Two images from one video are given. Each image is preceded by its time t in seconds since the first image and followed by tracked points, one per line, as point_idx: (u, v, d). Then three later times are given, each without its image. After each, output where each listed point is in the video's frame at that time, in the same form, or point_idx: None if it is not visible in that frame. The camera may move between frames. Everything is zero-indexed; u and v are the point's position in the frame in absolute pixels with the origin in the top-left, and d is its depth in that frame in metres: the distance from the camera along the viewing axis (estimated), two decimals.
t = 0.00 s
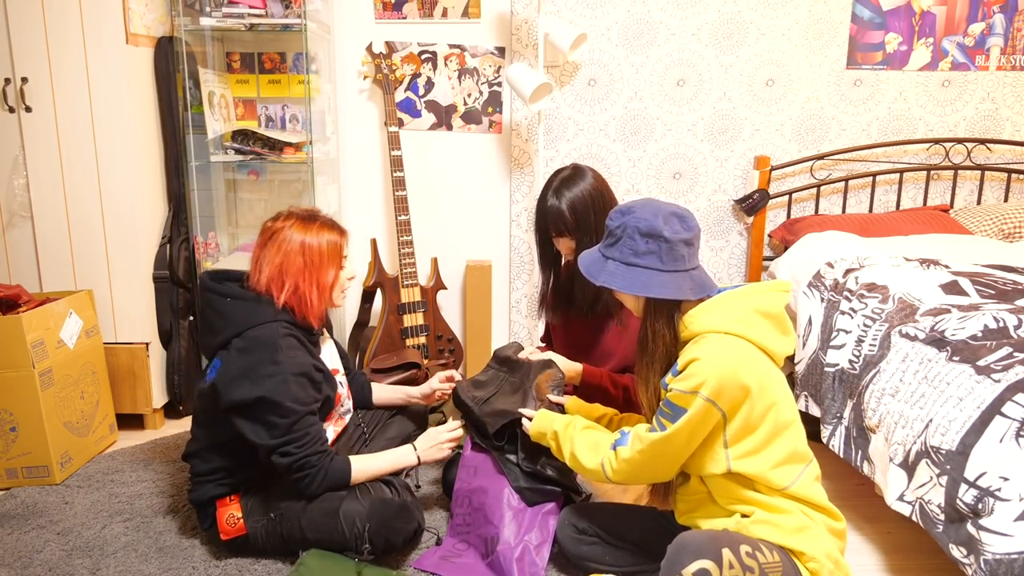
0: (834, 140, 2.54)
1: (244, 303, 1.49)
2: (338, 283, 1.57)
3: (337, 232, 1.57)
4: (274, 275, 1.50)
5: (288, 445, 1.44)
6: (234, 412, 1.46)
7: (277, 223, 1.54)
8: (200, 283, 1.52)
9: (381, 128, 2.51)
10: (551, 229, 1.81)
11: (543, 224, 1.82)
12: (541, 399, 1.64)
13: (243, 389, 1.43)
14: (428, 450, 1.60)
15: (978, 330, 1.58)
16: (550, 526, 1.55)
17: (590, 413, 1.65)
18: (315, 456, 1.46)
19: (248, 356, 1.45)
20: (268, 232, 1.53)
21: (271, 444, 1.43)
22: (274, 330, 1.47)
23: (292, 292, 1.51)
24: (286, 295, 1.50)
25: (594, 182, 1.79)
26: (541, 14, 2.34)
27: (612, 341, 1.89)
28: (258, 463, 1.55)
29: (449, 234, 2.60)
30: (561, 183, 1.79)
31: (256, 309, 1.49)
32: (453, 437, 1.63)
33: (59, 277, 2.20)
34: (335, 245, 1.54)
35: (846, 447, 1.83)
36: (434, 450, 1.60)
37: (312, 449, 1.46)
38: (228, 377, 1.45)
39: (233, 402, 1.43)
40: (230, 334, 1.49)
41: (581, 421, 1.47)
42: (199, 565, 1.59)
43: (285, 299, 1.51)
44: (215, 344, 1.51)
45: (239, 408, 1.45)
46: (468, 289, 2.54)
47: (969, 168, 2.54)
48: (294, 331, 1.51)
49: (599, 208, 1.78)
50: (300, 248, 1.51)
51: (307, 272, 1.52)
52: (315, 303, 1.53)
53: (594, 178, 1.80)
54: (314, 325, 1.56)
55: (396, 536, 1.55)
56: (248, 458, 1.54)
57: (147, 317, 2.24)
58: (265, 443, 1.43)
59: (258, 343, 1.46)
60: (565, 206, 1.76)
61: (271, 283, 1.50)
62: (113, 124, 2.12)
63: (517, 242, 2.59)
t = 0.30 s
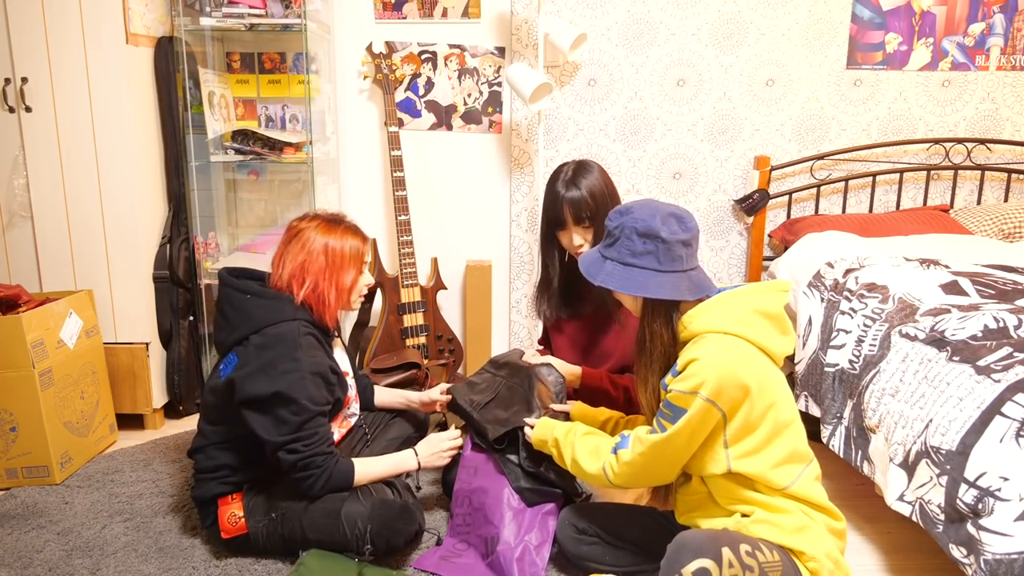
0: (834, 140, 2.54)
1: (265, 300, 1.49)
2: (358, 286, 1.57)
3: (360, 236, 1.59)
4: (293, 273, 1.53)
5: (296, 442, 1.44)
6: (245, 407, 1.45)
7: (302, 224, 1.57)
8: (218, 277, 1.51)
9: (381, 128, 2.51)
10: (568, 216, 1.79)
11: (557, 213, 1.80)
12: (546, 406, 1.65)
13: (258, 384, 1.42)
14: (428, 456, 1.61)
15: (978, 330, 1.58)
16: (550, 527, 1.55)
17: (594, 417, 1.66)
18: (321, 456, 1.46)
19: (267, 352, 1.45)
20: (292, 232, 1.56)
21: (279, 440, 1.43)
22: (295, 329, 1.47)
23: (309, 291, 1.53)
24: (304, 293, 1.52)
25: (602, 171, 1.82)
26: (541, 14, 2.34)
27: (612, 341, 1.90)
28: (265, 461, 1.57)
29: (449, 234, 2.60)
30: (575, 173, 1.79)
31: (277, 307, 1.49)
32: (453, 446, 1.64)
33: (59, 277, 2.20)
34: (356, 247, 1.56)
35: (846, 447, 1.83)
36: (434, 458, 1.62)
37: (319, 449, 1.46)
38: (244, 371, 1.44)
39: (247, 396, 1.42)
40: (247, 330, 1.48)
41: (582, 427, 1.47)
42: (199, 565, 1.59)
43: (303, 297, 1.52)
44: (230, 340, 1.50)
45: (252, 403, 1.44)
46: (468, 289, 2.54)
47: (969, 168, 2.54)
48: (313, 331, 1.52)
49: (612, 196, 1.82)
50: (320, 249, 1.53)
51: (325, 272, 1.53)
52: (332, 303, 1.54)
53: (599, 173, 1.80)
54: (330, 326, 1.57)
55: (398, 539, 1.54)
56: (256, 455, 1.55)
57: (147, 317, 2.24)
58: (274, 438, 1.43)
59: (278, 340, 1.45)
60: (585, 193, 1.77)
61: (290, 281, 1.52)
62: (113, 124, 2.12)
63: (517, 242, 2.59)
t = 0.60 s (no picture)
0: (834, 140, 2.54)
1: (275, 300, 1.49)
2: (368, 289, 1.58)
3: (372, 241, 1.60)
4: (306, 273, 1.53)
5: (300, 441, 1.44)
6: (251, 405, 1.45)
7: (315, 226, 1.58)
8: (227, 275, 1.51)
9: (381, 128, 2.50)
10: (567, 220, 1.79)
11: (557, 217, 1.80)
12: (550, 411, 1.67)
13: (266, 382, 1.43)
14: (427, 457, 1.63)
15: (978, 330, 1.58)
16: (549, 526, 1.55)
17: (595, 418, 1.67)
18: (324, 457, 1.46)
19: (276, 352, 1.45)
20: (306, 233, 1.57)
21: (284, 439, 1.43)
22: (304, 329, 1.48)
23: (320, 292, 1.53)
24: (315, 293, 1.52)
25: (602, 171, 1.82)
26: (541, 14, 2.33)
27: (612, 340, 1.90)
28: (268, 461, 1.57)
29: (449, 234, 2.60)
30: (575, 176, 1.79)
31: (287, 308, 1.49)
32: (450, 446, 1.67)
33: (59, 277, 2.20)
34: (368, 253, 1.57)
35: (846, 447, 1.83)
36: (431, 457, 1.63)
37: (323, 450, 1.46)
38: (252, 369, 1.44)
39: (255, 394, 1.42)
40: (255, 329, 1.48)
41: (581, 429, 1.48)
42: (199, 565, 1.59)
43: (314, 297, 1.52)
44: (237, 339, 1.50)
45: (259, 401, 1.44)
46: (468, 289, 2.54)
47: (969, 168, 2.54)
48: (323, 332, 1.53)
49: (611, 196, 1.81)
50: (331, 251, 1.54)
51: (336, 273, 1.54)
52: (342, 304, 1.54)
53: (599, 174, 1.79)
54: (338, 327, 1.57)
55: (398, 540, 1.54)
56: (259, 454, 1.55)
57: (147, 317, 2.24)
58: (279, 437, 1.43)
59: (287, 339, 1.46)
60: (583, 196, 1.77)
61: (302, 281, 1.53)
62: (113, 124, 2.12)
63: (517, 242, 2.59)
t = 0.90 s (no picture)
0: (834, 140, 2.54)
1: (277, 300, 1.49)
2: (369, 289, 1.57)
3: (373, 242, 1.60)
4: (306, 272, 1.53)
5: (302, 440, 1.44)
6: (252, 404, 1.44)
7: (317, 226, 1.58)
8: (228, 275, 1.51)
9: (381, 128, 2.50)
10: (556, 228, 1.79)
11: (548, 223, 1.80)
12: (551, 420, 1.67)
13: (268, 381, 1.43)
14: (423, 455, 1.64)
15: (977, 330, 1.58)
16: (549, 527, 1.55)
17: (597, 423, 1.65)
18: (326, 456, 1.46)
19: (278, 351, 1.45)
20: (308, 233, 1.57)
21: (286, 438, 1.43)
22: (306, 328, 1.48)
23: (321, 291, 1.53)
24: (316, 293, 1.52)
25: (596, 174, 1.79)
26: (541, 14, 2.33)
27: (613, 341, 1.89)
28: (269, 461, 1.58)
29: (449, 234, 2.60)
30: (567, 182, 1.77)
31: (289, 308, 1.49)
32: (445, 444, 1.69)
33: (59, 277, 2.20)
34: (369, 253, 1.57)
35: (846, 447, 1.83)
36: (428, 457, 1.65)
37: (324, 449, 1.46)
38: (253, 368, 1.44)
39: (257, 392, 1.42)
40: (257, 329, 1.48)
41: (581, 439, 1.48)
42: (199, 565, 1.59)
43: (314, 296, 1.52)
44: (238, 339, 1.50)
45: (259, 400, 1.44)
46: (468, 289, 2.54)
47: (969, 168, 2.54)
48: (324, 331, 1.52)
49: (606, 199, 1.78)
50: (332, 251, 1.54)
51: (336, 272, 1.53)
52: (343, 304, 1.54)
53: (594, 178, 1.77)
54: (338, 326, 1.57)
55: (398, 540, 1.54)
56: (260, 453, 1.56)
57: (147, 316, 2.24)
58: (280, 436, 1.43)
59: (289, 338, 1.46)
60: (571, 204, 1.75)
61: (302, 280, 1.53)
62: (113, 124, 2.13)
63: (517, 242, 2.59)
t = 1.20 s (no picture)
0: (834, 140, 2.54)
1: (276, 300, 1.49)
2: (367, 289, 1.58)
3: (372, 241, 1.60)
4: (303, 273, 1.53)
5: (300, 440, 1.44)
6: (251, 405, 1.44)
7: (316, 226, 1.58)
8: (228, 275, 1.51)
9: (381, 128, 2.50)
10: (551, 232, 1.77)
11: (543, 227, 1.78)
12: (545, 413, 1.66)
13: (267, 381, 1.43)
14: (423, 458, 1.64)
15: (977, 330, 1.58)
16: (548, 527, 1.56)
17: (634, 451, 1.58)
18: (325, 456, 1.46)
19: (277, 351, 1.45)
20: (307, 233, 1.57)
21: (285, 438, 1.43)
22: (305, 328, 1.48)
23: (318, 292, 1.53)
24: (312, 293, 1.52)
25: (592, 178, 1.77)
26: (541, 14, 2.33)
27: (612, 343, 1.90)
28: (268, 461, 1.57)
29: (449, 234, 2.60)
30: (562, 186, 1.74)
31: (288, 308, 1.49)
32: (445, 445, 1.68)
33: (59, 277, 2.20)
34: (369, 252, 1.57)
35: (846, 447, 1.83)
36: (428, 457, 1.65)
37: (323, 449, 1.46)
38: (252, 369, 1.44)
39: (255, 392, 1.42)
40: (256, 329, 1.48)
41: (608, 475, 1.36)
42: (199, 565, 1.59)
43: (311, 296, 1.53)
44: (237, 339, 1.50)
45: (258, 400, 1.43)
46: (468, 289, 2.54)
47: (969, 168, 2.54)
48: (322, 331, 1.53)
49: (602, 202, 1.76)
50: (335, 251, 1.54)
51: (335, 273, 1.53)
52: (340, 304, 1.54)
53: (592, 181, 1.76)
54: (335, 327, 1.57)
55: (398, 540, 1.54)
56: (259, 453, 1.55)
57: (147, 316, 2.24)
58: (279, 436, 1.43)
59: (288, 339, 1.46)
60: (564, 208, 1.73)
61: (300, 280, 1.53)
62: (113, 124, 2.13)
63: (517, 242, 2.59)
